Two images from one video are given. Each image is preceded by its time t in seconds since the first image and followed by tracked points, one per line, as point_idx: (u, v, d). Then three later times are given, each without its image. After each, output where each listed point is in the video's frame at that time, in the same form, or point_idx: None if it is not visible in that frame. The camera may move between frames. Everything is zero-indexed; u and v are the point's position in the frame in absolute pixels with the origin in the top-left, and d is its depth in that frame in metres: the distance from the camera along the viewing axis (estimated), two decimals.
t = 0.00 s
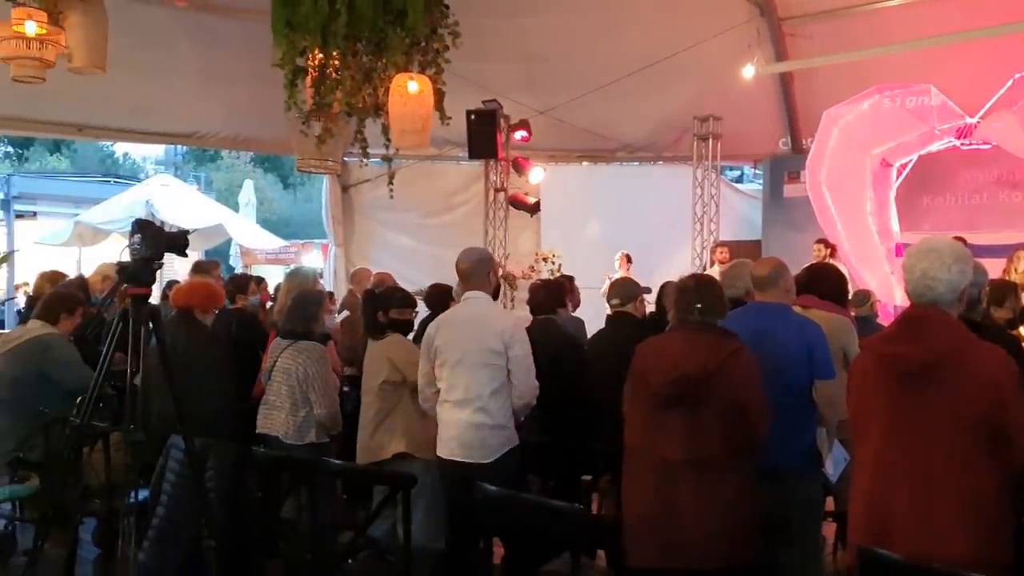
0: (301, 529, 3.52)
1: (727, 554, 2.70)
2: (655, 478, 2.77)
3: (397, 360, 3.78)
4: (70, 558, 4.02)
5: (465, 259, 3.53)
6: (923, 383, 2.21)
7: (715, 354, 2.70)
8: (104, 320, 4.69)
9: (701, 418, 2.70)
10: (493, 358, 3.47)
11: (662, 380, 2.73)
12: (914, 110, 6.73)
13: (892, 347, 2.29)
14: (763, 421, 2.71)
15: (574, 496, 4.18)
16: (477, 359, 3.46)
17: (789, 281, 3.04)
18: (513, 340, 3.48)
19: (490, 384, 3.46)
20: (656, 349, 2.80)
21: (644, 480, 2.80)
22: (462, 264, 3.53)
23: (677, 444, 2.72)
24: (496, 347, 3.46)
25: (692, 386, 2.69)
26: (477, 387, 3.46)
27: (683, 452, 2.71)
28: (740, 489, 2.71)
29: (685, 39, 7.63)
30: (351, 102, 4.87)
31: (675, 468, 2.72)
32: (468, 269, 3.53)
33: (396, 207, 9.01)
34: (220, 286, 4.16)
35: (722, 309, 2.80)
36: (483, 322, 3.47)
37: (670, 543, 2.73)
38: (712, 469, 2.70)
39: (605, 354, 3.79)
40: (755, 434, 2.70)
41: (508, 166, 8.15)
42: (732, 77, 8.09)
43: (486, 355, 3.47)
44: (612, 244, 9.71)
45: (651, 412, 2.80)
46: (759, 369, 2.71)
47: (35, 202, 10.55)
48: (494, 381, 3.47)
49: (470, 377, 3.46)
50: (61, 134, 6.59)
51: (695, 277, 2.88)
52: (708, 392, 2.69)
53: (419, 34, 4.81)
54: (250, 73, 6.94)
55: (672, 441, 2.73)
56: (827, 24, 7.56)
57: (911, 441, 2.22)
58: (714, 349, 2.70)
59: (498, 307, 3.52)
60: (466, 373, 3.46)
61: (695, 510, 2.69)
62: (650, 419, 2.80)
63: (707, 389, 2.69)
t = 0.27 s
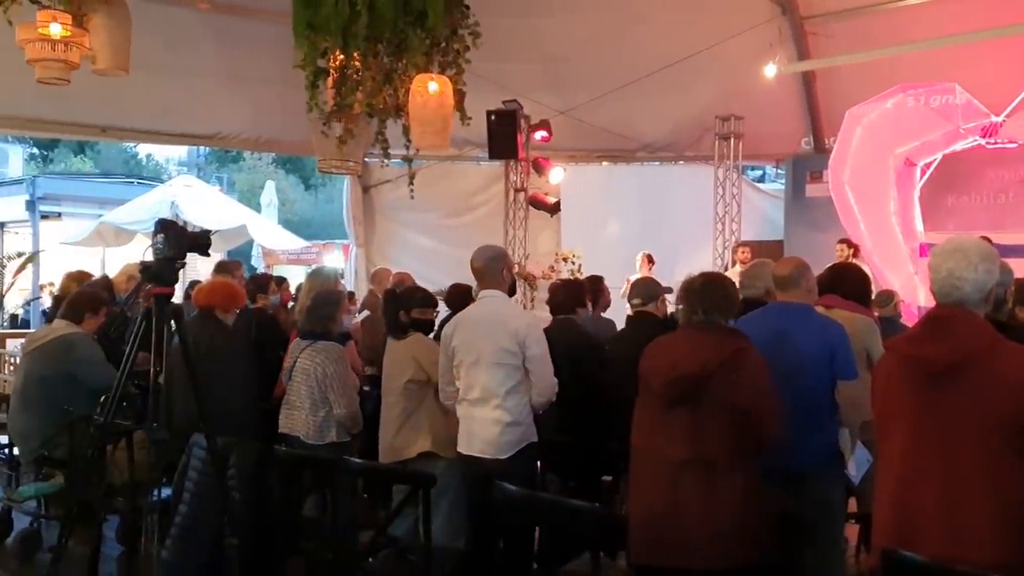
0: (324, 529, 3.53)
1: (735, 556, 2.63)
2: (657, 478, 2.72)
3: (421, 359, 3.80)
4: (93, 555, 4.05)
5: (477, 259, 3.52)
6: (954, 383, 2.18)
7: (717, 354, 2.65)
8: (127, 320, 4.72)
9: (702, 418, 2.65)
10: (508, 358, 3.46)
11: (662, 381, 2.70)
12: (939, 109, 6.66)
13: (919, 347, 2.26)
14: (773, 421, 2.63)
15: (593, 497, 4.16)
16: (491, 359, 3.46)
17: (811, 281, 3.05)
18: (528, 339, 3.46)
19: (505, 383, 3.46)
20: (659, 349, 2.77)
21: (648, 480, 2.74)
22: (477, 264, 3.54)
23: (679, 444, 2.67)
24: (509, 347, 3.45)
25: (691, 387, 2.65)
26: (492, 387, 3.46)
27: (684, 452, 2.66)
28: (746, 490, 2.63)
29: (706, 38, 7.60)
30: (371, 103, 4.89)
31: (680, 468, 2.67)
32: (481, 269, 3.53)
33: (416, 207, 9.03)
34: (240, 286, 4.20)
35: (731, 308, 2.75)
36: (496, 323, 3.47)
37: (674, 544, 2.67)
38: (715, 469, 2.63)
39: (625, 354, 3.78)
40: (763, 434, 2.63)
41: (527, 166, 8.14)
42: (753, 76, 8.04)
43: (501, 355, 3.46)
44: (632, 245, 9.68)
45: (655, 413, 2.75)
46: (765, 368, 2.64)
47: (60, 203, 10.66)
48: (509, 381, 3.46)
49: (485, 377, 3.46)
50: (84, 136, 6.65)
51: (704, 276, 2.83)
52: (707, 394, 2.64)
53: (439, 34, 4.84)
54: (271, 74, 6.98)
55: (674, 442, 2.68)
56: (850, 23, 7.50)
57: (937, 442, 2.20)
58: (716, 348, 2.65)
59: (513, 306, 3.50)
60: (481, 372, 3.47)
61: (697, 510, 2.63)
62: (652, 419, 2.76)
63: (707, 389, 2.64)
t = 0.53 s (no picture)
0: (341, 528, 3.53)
1: (737, 556, 2.62)
2: (655, 480, 2.75)
3: (441, 359, 3.81)
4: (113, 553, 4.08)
5: (495, 261, 3.52)
6: (975, 385, 2.16)
7: (707, 355, 2.64)
8: (147, 320, 4.76)
9: (696, 420, 2.65)
10: (525, 361, 3.46)
11: (654, 383, 2.72)
12: (960, 108, 6.58)
13: (940, 348, 2.25)
14: (774, 422, 2.59)
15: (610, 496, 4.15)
16: (509, 361, 3.46)
17: (831, 281, 3.03)
18: (545, 342, 3.43)
19: (523, 386, 3.45)
20: (655, 350, 2.78)
21: (652, 483, 2.76)
22: (494, 265, 3.53)
23: (674, 446, 2.68)
24: (526, 350, 3.45)
25: (682, 389, 2.65)
26: (510, 389, 3.46)
27: (678, 454, 2.66)
28: (741, 492, 2.61)
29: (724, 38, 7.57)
30: (389, 103, 4.90)
31: (677, 469, 2.67)
32: (499, 270, 3.52)
33: (433, 207, 9.04)
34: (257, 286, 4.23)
35: (726, 309, 2.72)
36: (513, 325, 3.46)
37: (675, 544, 2.69)
38: (710, 470, 2.63)
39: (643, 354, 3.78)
40: (760, 437, 2.60)
41: (544, 166, 8.13)
42: (771, 75, 8.00)
43: (519, 358, 3.46)
44: (650, 245, 9.66)
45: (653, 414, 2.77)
46: (761, 367, 2.61)
47: (81, 204, 10.74)
48: (528, 383, 3.46)
49: (502, 380, 3.47)
50: (105, 137, 6.70)
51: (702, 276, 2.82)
52: (698, 395, 2.64)
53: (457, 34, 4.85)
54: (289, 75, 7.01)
55: (669, 442, 2.69)
56: (869, 21, 7.45)
57: (960, 442, 2.18)
58: (706, 348, 2.65)
59: (531, 308, 3.49)
60: (499, 374, 3.48)
61: (697, 512, 2.63)
62: (651, 423, 2.78)
63: (699, 391, 2.64)
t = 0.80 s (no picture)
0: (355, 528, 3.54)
1: (736, 555, 2.65)
2: (652, 481, 2.78)
3: (457, 359, 3.81)
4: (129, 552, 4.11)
5: (513, 261, 3.52)
6: (993, 384, 2.15)
7: (697, 355, 2.68)
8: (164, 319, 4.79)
9: (688, 419, 2.70)
10: (542, 362, 3.45)
11: (647, 384, 2.78)
12: (978, 106, 6.50)
13: (957, 348, 2.24)
14: (769, 422, 2.62)
15: (623, 496, 4.15)
16: (526, 363, 3.47)
17: (847, 280, 3.01)
18: (562, 343, 3.44)
19: (539, 388, 3.45)
20: (652, 351, 2.83)
21: (652, 481, 2.78)
22: (514, 265, 3.53)
23: (669, 445, 2.73)
24: (543, 351, 3.45)
25: (673, 389, 2.70)
26: (526, 390, 3.47)
27: (673, 453, 2.71)
28: (736, 491, 2.64)
29: (738, 37, 7.54)
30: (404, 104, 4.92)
31: (671, 470, 2.71)
32: (518, 271, 3.52)
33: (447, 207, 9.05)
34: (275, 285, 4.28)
35: (723, 310, 2.75)
36: (530, 326, 3.46)
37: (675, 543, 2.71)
38: (705, 470, 2.66)
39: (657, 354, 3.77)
40: (759, 437, 2.63)
41: (559, 166, 8.11)
42: (786, 74, 7.97)
43: (536, 359, 3.46)
44: (664, 245, 9.64)
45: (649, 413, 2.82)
46: (752, 366, 2.64)
47: (98, 205, 10.82)
48: (544, 385, 3.46)
49: (520, 381, 3.47)
50: (122, 138, 6.75)
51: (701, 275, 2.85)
52: (688, 395, 2.69)
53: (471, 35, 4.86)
54: (305, 76, 7.04)
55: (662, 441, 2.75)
56: (885, 20, 7.41)
57: (978, 442, 2.17)
58: (697, 348, 2.69)
59: (549, 309, 3.49)
60: (517, 375, 3.48)
61: (693, 510, 2.66)
62: (647, 424, 2.83)
63: (690, 390, 2.69)
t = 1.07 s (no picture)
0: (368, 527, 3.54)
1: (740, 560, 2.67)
2: (656, 483, 2.80)
3: (472, 359, 3.81)
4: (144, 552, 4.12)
5: (532, 261, 3.51)
6: (1008, 384, 2.15)
7: (699, 356, 2.69)
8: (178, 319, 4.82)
9: (690, 420, 2.71)
10: (560, 362, 3.45)
11: (648, 386, 2.79)
12: (994, 105, 6.40)
13: (973, 348, 2.22)
14: (769, 425, 2.63)
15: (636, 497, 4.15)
16: (543, 363, 3.46)
17: (862, 280, 2.98)
18: (581, 343, 3.43)
19: (556, 388, 3.45)
20: (655, 352, 2.84)
21: (655, 483, 2.80)
22: (532, 265, 3.52)
23: (671, 448, 2.74)
24: (561, 351, 3.44)
25: (675, 391, 2.71)
26: (543, 391, 3.47)
27: (676, 455, 2.72)
28: (740, 491, 2.66)
29: (753, 36, 7.52)
30: (417, 104, 4.90)
31: (675, 471, 2.73)
32: (537, 270, 3.51)
33: (460, 208, 9.06)
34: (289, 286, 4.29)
35: (727, 311, 2.74)
36: (549, 326, 3.45)
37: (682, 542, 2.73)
38: (703, 473, 2.68)
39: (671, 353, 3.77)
40: (760, 438, 2.64)
41: (572, 165, 8.08)
42: (801, 73, 7.94)
43: (554, 359, 3.45)
44: (677, 245, 9.62)
45: (653, 414, 2.84)
46: (753, 368, 2.65)
47: (113, 205, 10.88)
48: (561, 385, 3.46)
49: (537, 381, 3.47)
50: (137, 139, 6.77)
51: (706, 275, 2.84)
52: (688, 396, 2.71)
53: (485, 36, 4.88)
54: (319, 77, 7.06)
55: (666, 444, 2.76)
56: (900, 19, 7.38)
57: (996, 446, 2.16)
58: (699, 349, 2.70)
59: (567, 309, 3.48)
60: (533, 375, 3.48)
61: (696, 510, 2.68)
62: (651, 426, 2.84)
63: (691, 391, 2.70)
